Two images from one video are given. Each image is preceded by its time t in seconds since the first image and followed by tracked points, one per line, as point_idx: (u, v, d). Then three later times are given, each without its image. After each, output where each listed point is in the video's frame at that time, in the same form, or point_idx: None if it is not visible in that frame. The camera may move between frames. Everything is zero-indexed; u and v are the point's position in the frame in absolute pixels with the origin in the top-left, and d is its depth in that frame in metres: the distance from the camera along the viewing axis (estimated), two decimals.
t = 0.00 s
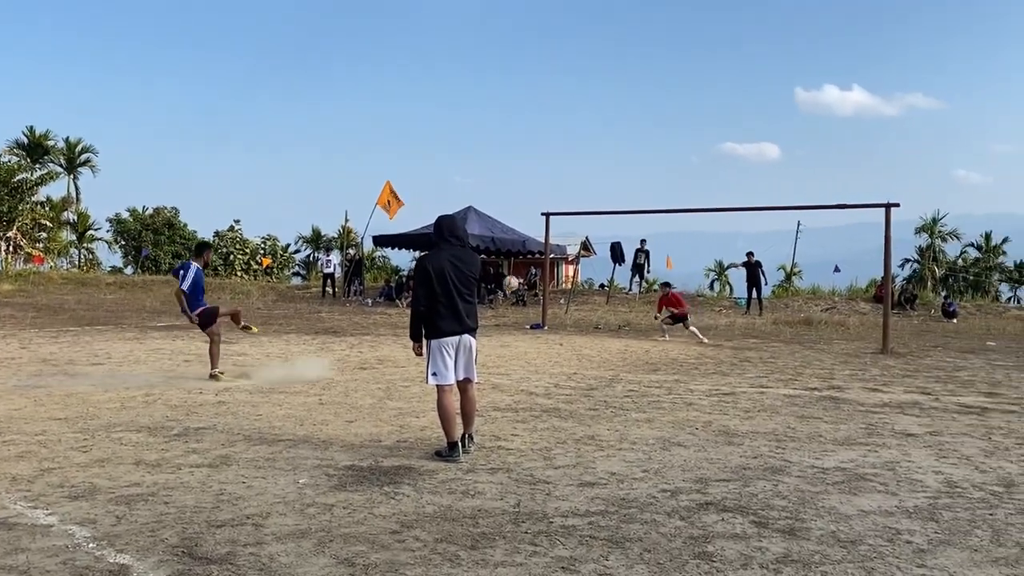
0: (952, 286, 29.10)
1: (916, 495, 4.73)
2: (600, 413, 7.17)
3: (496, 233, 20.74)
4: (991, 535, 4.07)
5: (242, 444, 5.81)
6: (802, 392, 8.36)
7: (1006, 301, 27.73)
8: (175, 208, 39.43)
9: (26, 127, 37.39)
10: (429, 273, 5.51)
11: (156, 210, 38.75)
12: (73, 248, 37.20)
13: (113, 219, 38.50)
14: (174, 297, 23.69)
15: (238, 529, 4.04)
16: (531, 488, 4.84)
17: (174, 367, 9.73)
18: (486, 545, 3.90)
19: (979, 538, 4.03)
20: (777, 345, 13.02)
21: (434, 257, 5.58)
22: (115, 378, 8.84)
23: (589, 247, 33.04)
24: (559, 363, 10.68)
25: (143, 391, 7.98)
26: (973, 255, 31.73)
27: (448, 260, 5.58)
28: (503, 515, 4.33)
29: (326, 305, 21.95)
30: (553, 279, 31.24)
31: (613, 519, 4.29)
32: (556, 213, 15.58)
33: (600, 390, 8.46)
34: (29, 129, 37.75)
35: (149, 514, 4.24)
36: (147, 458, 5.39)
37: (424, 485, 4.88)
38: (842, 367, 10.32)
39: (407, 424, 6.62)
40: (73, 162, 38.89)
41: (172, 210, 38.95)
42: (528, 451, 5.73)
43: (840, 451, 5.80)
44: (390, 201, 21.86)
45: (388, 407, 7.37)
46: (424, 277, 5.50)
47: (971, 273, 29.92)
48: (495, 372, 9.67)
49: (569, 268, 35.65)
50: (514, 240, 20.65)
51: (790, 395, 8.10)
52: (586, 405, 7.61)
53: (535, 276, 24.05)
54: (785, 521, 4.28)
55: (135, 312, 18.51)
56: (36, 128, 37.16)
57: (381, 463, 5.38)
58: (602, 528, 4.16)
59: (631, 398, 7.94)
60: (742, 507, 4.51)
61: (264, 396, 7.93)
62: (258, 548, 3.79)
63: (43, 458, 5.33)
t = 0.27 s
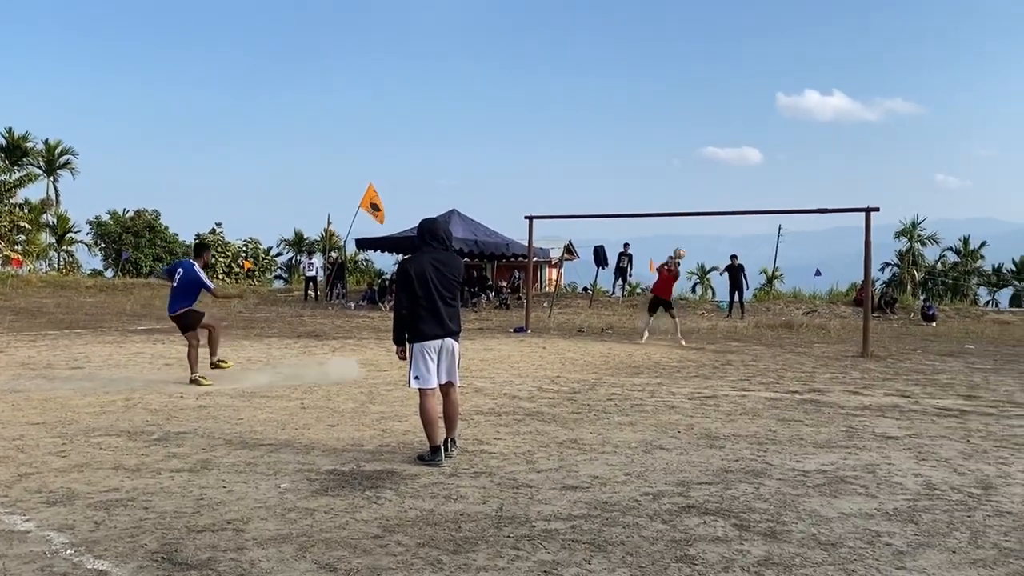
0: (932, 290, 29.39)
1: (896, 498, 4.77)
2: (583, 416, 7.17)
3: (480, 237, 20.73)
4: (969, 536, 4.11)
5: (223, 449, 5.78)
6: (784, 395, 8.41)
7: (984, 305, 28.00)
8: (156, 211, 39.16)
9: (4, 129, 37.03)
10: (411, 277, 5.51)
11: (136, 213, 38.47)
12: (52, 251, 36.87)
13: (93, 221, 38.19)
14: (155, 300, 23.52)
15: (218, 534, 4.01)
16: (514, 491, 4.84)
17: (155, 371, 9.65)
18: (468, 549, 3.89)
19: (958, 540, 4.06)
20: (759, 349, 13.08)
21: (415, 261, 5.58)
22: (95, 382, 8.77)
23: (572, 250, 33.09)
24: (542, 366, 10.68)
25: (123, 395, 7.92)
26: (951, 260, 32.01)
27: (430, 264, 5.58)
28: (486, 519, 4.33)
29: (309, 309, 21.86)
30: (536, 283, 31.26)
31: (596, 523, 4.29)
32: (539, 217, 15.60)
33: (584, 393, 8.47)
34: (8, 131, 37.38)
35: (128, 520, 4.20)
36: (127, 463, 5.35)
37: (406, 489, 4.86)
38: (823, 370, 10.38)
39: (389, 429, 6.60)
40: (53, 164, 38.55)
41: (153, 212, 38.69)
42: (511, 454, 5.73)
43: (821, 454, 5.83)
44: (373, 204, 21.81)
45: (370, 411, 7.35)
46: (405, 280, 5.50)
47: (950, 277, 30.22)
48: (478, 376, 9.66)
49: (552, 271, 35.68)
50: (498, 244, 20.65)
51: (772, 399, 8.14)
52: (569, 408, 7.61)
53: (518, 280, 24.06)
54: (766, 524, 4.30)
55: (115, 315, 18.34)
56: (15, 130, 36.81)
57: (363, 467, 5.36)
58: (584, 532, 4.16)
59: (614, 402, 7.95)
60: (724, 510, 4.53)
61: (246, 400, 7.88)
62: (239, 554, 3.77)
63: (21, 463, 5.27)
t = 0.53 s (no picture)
0: (908, 295, 29.69)
1: (872, 501, 4.81)
2: (564, 420, 7.18)
3: (461, 241, 20.71)
4: (945, 539, 4.16)
5: (201, 454, 5.73)
6: (762, 398, 8.46)
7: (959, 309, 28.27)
8: (133, 214, 38.82)
9: None
10: (390, 281, 5.50)
11: (114, 216, 38.12)
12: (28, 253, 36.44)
13: (70, 224, 37.80)
14: (133, 304, 23.30)
15: (196, 540, 3.98)
16: (494, 496, 4.83)
17: (132, 375, 9.56)
18: (448, 554, 3.88)
19: (933, 542, 4.10)
20: (738, 353, 13.15)
21: (394, 264, 5.57)
22: (71, 386, 8.67)
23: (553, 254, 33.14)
24: (523, 370, 10.68)
25: (99, 400, 7.84)
26: (928, 264, 32.32)
27: (409, 267, 5.56)
28: (466, 524, 4.32)
29: (288, 313, 21.74)
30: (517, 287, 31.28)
31: (575, 527, 4.30)
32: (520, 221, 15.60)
33: (564, 397, 8.48)
34: None
35: (104, 526, 4.16)
36: (103, 468, 5.29)
37: (385, 494, 4.85)
38: (802, 374, 10.44)
39: (369, 433, 6.58)
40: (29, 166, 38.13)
41: (130, 215, 38.34)
42: (491, 459, 5.73)
43: (799, 458, 5.87)
44: (354, 207, 21.74)
45: (350, 416, 7.32)
46: (385, 284, 5.48)
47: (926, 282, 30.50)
48: (458, 380, 9.64)
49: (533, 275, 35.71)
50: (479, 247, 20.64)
51: (751, 402, 8.19)
52: (550, 412, 7.62)
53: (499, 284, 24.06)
54: (745, 527, 4.32)
55: (92, 319, 18.15)
56: None
57: (343, 472, 5.34)
58: (564, 536, 4.17)
59: (594, 406, 7.97)
60: (702, 513, 4.55)
61: (224, 405, 7.83)
62: (216, 560, 3.74)
63: None
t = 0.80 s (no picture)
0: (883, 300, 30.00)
1: (847, 505, 4.85)
2: (541, 425, 7.18)
3: (439, 245, 20.67)
4: (918, 542, 4.20)
5: (175, 460, 5.68)
6: (739, 403, 8.51)
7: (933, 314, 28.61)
8: (108, 217, 38.40)
9: None
10: (370, 285, 5.48)
11: (88, 219, 37.69)
12: None
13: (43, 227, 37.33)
14: (107, 308, 23.04)
15: (170, 547, 3.94)
16: (471, 501, 4.83)
17: (105, 381, 9.44)
18: (425, 560, 3.87)
19: (907, 546, 4.15)
20: (715, 357, 13.22)
21: (375, 268, 5.55)
22: (43, 391, 8.55)
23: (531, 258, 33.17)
24: (501, 375, 10.67)
25: (72, 405, 7.74)
26: (902, 270, 32.69)
27: (390, 271, 5.55)
28: (443, 529, 4.31)
29: (265, 317, 21.59)
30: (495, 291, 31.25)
31: (552, 532, 4.30)
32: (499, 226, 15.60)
33: (542, 402, 8.48)
34: None
35: (76, 533, 4.10)
36: (75, 474, 5.23)
37: (362, 500, 4.82)
38: (777, 379, 10.52)
39: (345, 438, 6.54)
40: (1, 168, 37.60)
41: (105, 218, 37.93)
42: (468, 464, 5.72)
43: (774, 462, 5.91)
44: (332, 211, 21.64)
45: (327, 421, 7.28)
46: (365, 287, 5.46)
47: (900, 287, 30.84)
48: (436, 385, 9.61)
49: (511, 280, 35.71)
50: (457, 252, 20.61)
51: (727, 407, 8.23)
52: (527, 417, 7.62)
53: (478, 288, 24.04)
54: (721, 531, 4.35)
55: (65, 323, 17.91)
56: None
57: (319, 478, 5.30)
58: (541, 541, 4.17)
59: (571, 410, 7.98)
60: (679, 518, 4.56)
61: (199, 410, 7.76)
62: (190, 567, 3.70)
63: None
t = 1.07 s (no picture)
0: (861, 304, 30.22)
1: (826, 508, 4.87)
2: (522, 429, 7.17)
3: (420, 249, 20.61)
4: (896, 545, 4.22)
5: (152, 465, 5.61)
6: (719, 407, 8.53)
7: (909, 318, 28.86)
8: (84, 219, 38.00)
9: None
10: (362, 286, 5.44)
11: (64, 221, 37.27)
12: None
13: (18, 229, 36.87)
14: (82, 311, 22.78)
15: (146, 554, 3.89)
16: (451, 506, 4.80)
17: (81, 385, 9.32)
18: (404, 566, 3.85)
19: (885, 549, 4.17)
20: (695, 361, 13.26)
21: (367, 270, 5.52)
22: (16, 396, 8.43)
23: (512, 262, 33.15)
24: (481, 379, 10.65)
25: (46, 410, 7.63)
26: (879, 274, 32.96)
27: (382, 274, 5.52)
28: (422, 534, 4.29)
29: (243, 321, 21.43)
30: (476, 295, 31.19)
31: (533, 537, 4.28)
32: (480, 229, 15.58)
33: (522, 406, 8.47)
34: None
35: (49, 540, 4.04)
36: (50, 480, 5.15)
37: (341, 505, 4.79)
38: (757, 383, 10.56)
39: (325, 443, 6.50)
40: None
41: (81, 220, 37.53)
42: (449, 468, 5.69)
43: (754, 465, 5.93)
44: (312, 214, 21.53)
45: (306, 426, 7.22)
46: (356, 289, 5.43)
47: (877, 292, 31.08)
48: (416, 389, 9.58)
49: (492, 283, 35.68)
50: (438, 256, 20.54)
51: (707, 410, 8.25)
52: (508, 421, 7.60)
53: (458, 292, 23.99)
54: (701, 535, 4.35)
55: (40, 327, 17.69)
56: None
57: (298, 483, 5.26)
58: (521, 546, 4.15)
59: (552, 414, 7.97)
60: (659, 522, 4.57)
61: (177, 414, 7.68)
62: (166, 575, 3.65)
63: None
